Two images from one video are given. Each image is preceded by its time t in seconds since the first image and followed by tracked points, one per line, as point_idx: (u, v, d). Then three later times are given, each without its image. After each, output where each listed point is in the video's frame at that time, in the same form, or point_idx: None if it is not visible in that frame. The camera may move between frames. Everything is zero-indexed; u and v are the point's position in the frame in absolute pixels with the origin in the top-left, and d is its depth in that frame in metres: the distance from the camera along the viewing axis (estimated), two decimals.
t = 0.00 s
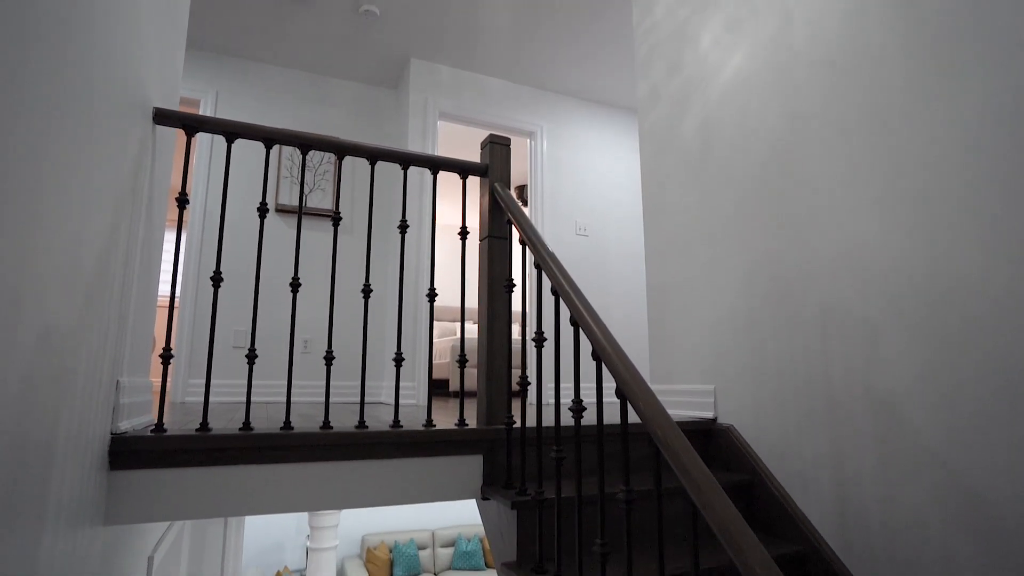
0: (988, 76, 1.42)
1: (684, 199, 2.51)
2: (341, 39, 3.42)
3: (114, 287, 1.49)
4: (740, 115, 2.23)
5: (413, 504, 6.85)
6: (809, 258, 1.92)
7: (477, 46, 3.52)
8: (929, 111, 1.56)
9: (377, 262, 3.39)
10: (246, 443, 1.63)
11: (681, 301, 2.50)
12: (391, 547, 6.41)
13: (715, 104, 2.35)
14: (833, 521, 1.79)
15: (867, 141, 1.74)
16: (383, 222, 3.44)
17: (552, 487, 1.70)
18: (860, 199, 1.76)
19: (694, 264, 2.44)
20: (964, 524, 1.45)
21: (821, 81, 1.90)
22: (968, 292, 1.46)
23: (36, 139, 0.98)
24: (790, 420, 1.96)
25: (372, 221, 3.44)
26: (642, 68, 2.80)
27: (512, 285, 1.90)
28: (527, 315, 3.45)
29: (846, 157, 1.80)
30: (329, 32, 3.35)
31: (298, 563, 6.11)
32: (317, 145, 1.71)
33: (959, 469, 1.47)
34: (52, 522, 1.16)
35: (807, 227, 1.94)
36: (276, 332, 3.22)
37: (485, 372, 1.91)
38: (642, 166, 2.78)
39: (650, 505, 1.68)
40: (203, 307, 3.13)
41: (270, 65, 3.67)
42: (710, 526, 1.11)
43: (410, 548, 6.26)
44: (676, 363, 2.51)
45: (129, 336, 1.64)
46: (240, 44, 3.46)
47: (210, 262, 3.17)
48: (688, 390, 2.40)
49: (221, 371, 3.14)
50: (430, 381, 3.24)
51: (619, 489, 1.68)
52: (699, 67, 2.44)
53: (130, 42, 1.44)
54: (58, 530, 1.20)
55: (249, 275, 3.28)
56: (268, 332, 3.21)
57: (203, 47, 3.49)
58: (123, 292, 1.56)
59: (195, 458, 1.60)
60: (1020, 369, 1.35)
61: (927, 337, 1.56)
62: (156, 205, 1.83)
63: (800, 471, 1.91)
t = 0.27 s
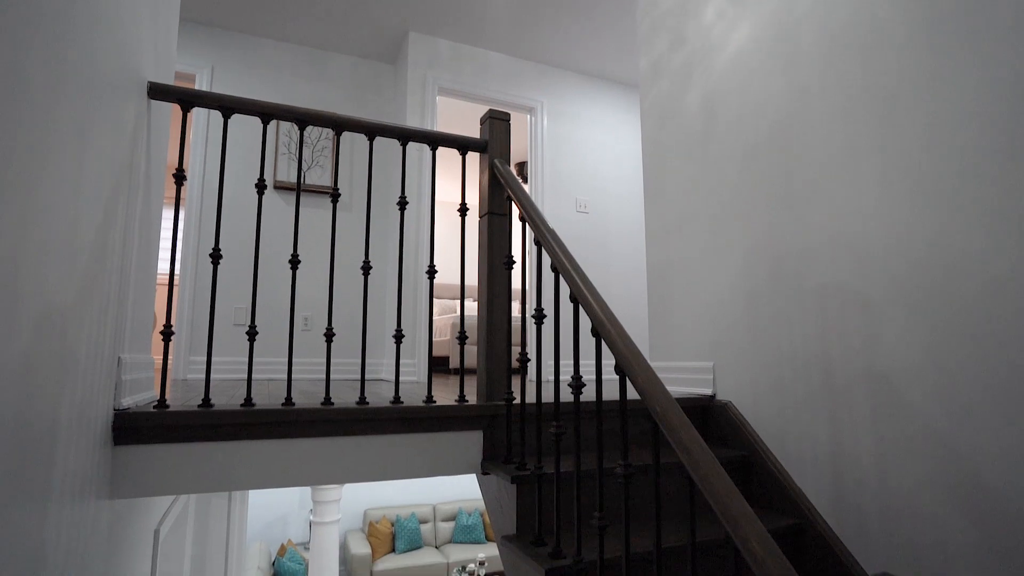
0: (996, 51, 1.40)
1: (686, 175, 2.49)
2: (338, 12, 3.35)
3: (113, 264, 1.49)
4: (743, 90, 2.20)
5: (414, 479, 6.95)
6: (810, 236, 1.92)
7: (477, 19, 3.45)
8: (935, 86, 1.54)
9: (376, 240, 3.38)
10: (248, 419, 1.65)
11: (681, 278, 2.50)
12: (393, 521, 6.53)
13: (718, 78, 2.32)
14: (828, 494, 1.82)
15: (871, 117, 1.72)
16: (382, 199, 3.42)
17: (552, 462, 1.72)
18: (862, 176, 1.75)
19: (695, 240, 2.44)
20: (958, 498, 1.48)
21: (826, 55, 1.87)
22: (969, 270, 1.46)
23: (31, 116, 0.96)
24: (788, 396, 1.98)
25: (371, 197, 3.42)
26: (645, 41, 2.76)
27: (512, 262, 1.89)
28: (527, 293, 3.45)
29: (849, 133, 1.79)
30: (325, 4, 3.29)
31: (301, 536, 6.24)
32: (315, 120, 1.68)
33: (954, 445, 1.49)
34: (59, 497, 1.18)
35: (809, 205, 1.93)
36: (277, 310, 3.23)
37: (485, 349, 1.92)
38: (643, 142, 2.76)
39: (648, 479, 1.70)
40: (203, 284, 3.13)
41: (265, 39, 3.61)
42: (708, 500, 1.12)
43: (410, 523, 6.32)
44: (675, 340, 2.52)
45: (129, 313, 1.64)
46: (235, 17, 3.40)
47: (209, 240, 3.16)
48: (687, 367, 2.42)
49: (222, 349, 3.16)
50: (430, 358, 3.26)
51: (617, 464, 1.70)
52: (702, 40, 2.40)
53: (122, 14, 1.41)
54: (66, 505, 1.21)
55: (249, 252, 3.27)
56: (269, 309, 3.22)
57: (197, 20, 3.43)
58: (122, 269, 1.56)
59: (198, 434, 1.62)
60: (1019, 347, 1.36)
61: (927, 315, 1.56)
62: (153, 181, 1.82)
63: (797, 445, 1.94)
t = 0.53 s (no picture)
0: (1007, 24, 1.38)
1: (687, 151, 2.47)
2: None
3: (112, 241, 1.48)
4: (747, 64, 2.17)
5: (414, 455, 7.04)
6: (812, 212, 1.92)
7: None
8: (943, 60, 1.52)
9: (376, 217, 3.36)
10: (250, 395, 1.66)
11: (681, 255, 2.50)
12: (395, 496, 6.63)
13: (722, 52, 2.29)
14: (824, 468, 1.84)
15: (878, 92, 1.70)
16: (381, 176, 3.39)
17: (551, 437, 1.73)
18: (866, 152, 1.73)
19: (696, 217, 2.43)
20: (952, 474, 1.50)
21: (833, 28, 1.84)
22: (971, 249, 1.46)
23: (28, 90, 0.95)
24: (786, 373, 2.00)
25: (370, 174, 3.40)
26: (647, 14, 2.71)
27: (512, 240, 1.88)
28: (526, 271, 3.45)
29: (854, 109, 1.77)
30: None
31: (304, 510, 6.34)
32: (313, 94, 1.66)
33: (950, 422, 1.51)
34: (65, 472, 1.19)
35: (811, 181, 1.92)
36: (277, 288, 3.23)
37: (485, 325, 1.92)
38: (645, 117, 2.73)
39: (646, 454, 1.72)
40: (203, 262, 3.13)
41: (261, 11, 3.54)
42: (705, 474, 1.13)
43: (413, 498, 6.46)
44: (674, 317, 2.53)
45: (129, 290, 1.64)
46: None
47: (208, 217, 3.15)
48: (686, 344, 2.43)
49: (223, 326, 3.17)
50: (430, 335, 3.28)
51: (616, 440, 1.72)
52: (706, 12, 2.36)
53: None
54: (72, 479, 1.23)
55: (248, 230, 3.26)
56: (269, 287, 3.22)
57: None
58: (121, 245, 1.55)
59: (202, 410, 1.63)
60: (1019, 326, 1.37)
61: (928, 294, 1.56)
62: (149, 156, 1.80)
63: (795, 421, 1.96)
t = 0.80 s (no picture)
0: None
1: (689, 127, 2.45)
2: None
3: (110, 217, 1.47)
4: (751, 38, 2.15)
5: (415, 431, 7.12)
6: (814, 189, 1.91)
7: None
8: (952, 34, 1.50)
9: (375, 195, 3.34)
10: (251, 371, 1.68)
11: (681, 232, 2.49)
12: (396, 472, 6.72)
13: (726, 26, 2.25)
14: (820, 443, 1.86)
15: (884, 68, 1.68)
16: (380, 153, 3.36)
17: (550, 413, 1.75)
18: (871, 129, 1.72)
19: (696, 193, 2.42)
20: (946, 449, 1.52)
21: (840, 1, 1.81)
22: (972, 227, 1.46)
23: (23, 64, 0.94)
24: (784, 350, 2.01)
25: (369, 150, 3.37)
26: None
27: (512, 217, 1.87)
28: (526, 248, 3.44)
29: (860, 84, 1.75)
30: None
31: (307, 485, 6.44)
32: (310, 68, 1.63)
33: (946, 399, 1.52)
34: (70, 447, 1.20)
35: (814, 158, 1.91)
36: (276, 265, 3.22)
37: (484, 302, 1.93)
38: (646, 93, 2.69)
39: (645, 430, 1.74)
40: (201, 239, 3.12)
41: None
42: (703, 448, 1.15)
43: (414, 473, 6.57)
44: (674, 295, 2.53)
45: (128, 268, 1.63)
46: None
47: (205, 195, 3.13)
48: (685, 321, 2.45)
49: (223, 304, 3.17)
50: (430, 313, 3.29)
51: (615, 416, 1.74)
52: None
53: None
54: (77, 454, 1.24)
55: (246, 208, 3.24)
56: (268, 265, 3.22)
57: None
58: (119, 222, 1.54)
59: (204, 386, 1.64)
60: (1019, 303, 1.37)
61: (928, 272, 1.56)
62: (145, 131, 1.78)
63: (792, 397, 1.97)
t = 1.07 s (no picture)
0: None
1: (692, 102, 2.42)
2: None
3: (108, 194, 1.46)
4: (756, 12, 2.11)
5: (415, 408, 7.19)
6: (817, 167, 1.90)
7: None
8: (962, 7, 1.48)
9: (374, 173, 3.31)
10: (253, 348, 1.69)
11: (682, 209, 2.49)
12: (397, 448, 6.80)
13: None
14: (817, 419, 1.89)
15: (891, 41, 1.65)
16: (379, 129, 3.33)
17: (550, 390, 1.76)
18: (875, 104, 1.71)
19: (698, 170, 2.40)
20: (941, 426, 1.53)
21: None
22: (975, 205, 1.45)
23: (15, 39, 0.92)
24: (783, 328, 2.02)
25: (366, 126, 3.33)
26: None
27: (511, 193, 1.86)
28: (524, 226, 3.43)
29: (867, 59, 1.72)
30: None
31: (309, 461, 6.52)
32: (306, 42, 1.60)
33: (943, 377, 1.53)
34: (74, 424, 1.21)
35: (817, 135, 1.89)
36: (276, 243, 3.22)
37: (484, 280, 1.93)
38: (648, 67, 2.66)
39: (644, 406, 1.75)
40: (200, 216, 3.10)
41: None
42: (701, 423, 1.16)
43: (414, 449, 6.65)
44: (674, 272, 2.54)
45: (127, 245, 1.63)
46: None
47: (202, 171, 3.11)
48: (685, 298, 2.45)
49: (223, 282, 3.17)
50: (430, 291, 3.30)
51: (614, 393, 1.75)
52: None
53: None
54: (82, 431, 1.25)
55: (244, 185, 3.22)
56: (266, 242, 3.21)
57: None
58: (116, 197, 1.53)
59: (206, 362, 1.66)
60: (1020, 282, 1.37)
61: (929, 251, 1.56)
62: (140, 106, 1.76)
63: (790, 374, 1.99)
